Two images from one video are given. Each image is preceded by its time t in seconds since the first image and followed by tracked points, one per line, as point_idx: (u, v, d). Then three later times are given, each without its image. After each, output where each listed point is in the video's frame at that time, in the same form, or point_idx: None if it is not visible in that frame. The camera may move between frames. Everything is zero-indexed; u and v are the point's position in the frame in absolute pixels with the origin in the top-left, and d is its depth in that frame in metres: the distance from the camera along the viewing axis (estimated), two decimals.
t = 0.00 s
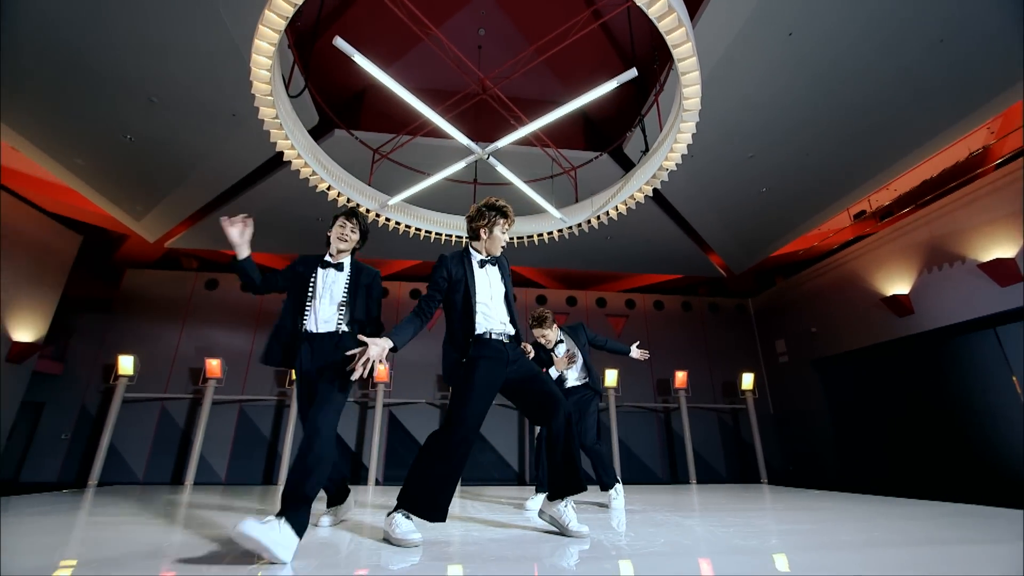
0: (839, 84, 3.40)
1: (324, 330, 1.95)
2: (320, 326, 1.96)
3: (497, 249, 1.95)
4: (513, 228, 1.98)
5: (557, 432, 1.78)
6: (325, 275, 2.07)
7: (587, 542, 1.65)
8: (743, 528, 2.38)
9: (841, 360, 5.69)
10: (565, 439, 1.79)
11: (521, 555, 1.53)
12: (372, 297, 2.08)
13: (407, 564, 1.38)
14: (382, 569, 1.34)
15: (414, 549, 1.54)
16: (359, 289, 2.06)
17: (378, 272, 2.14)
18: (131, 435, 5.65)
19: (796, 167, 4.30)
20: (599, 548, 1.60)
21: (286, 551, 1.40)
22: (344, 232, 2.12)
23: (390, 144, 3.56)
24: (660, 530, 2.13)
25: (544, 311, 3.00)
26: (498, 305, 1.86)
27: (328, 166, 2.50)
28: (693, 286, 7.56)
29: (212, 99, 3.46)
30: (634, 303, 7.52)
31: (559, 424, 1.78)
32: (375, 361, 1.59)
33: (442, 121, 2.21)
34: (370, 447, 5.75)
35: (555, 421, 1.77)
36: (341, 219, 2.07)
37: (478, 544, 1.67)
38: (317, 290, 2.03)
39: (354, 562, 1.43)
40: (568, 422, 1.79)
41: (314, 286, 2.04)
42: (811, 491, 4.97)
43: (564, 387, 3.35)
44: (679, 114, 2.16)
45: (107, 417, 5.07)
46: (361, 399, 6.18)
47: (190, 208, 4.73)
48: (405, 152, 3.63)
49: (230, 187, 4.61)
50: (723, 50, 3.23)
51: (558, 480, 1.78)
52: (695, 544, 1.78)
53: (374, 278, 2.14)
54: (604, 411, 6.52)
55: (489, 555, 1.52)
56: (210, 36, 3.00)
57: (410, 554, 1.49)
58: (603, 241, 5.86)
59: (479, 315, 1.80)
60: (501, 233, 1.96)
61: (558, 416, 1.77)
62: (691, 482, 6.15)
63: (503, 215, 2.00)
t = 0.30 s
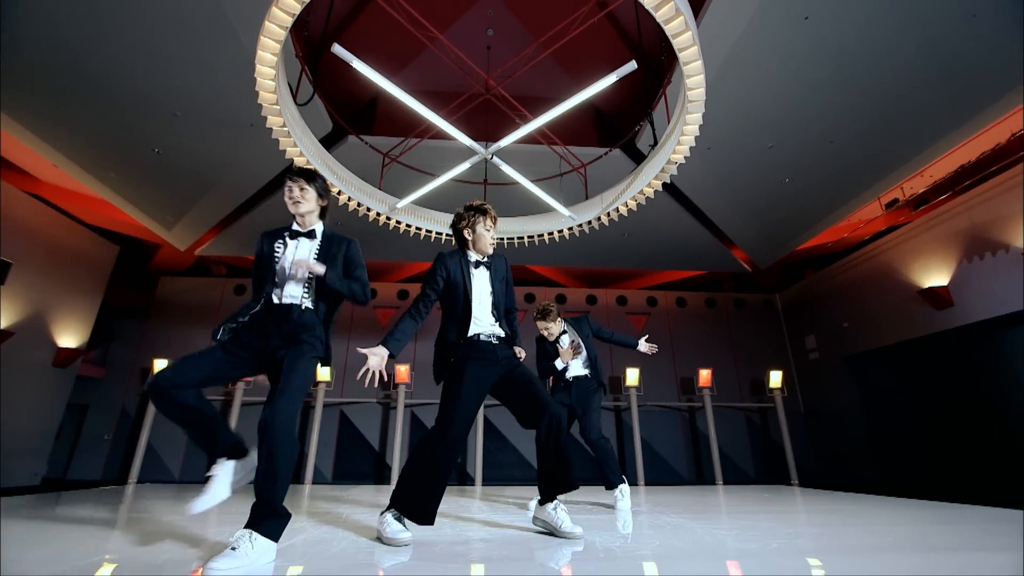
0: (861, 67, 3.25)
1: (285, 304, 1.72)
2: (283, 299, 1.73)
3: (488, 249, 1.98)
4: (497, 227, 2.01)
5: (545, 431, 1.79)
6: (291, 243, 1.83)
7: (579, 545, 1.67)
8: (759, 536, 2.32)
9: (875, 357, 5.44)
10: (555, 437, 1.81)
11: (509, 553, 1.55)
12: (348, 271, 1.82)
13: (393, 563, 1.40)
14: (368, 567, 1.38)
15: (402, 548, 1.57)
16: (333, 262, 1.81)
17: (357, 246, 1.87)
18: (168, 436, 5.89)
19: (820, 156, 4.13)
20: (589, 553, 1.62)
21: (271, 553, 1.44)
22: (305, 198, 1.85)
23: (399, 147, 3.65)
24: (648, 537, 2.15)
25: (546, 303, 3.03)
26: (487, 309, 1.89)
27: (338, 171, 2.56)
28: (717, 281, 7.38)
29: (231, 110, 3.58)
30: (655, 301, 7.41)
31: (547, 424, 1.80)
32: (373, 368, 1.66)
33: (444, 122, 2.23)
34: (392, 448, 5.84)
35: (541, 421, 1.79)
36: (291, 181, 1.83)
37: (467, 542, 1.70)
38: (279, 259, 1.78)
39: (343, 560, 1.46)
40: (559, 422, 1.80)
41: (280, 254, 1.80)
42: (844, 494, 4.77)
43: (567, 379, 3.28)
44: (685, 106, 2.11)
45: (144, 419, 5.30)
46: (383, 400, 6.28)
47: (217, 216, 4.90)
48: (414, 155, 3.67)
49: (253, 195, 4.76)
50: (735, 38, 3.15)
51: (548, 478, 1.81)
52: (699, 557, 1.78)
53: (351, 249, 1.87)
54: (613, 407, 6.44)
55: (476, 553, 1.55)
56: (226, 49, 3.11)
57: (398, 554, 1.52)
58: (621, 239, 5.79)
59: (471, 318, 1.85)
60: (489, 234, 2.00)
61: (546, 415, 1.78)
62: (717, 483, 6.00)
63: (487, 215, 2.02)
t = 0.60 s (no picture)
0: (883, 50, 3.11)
1: (238, 287, 1.78)
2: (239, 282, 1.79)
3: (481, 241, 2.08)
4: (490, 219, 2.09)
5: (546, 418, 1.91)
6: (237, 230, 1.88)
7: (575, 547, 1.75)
8: (775, 540, 2.25)
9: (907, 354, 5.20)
10: (554, 433, 1.93)
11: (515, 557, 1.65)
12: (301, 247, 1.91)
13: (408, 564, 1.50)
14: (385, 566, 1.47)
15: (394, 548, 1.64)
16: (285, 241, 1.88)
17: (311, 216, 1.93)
18: (199, 435, 6.12)
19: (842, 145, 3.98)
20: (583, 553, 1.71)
21: (254, 549, 1.54)
22: (246, 183, 1.89)
23: (406, 151, 3.66)
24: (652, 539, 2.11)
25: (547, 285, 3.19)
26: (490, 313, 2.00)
27: (347, 177, 2.62)
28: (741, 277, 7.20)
29: (248, 118, 3.69)
30: (676, 298, 7.29)
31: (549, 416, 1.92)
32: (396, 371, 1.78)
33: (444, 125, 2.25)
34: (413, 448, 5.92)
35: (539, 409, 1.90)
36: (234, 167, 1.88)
37: (470, 547, 1.78)
38: (228, 244, 1.84)
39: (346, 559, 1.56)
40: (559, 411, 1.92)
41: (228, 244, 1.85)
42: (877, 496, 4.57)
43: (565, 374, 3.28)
44: (687, 98, 2.05)
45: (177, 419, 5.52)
46: (403, 401, 6.37)
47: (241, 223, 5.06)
48: (422, 157, 3.70)
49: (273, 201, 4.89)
50: (746, 26, 3.06)
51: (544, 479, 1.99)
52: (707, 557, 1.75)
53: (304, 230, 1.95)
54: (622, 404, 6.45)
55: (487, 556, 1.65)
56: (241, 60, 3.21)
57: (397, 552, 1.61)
58: (638, 236, 5.71)
59: (466, 314, 1.95)
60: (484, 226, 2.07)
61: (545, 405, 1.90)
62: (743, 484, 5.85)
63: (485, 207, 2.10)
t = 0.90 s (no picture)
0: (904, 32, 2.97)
1: (207, 289, 1.81)
2: (209, 284, 1.82)
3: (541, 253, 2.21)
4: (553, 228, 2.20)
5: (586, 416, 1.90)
6: (211, 230, 1.92)
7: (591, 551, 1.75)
8: (791, 542, 2.18)
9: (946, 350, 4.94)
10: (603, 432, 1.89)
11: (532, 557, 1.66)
12: (270, 246, 1.92)
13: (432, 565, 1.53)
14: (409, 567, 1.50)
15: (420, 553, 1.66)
16: (252, 240, 1.89)
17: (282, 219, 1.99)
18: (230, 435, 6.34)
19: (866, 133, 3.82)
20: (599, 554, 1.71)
21: (240, 545, 1.58)
22: (225, 178, 1.94)
23: (413, 154, 3.66)
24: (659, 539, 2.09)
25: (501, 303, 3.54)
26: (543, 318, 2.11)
27: (354, 182, 2.67)
28: (766, 272, 6.99)
29: (264, 127, 3.81)
30: (697, 295, 7.13)
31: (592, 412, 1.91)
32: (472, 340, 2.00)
33: (444, 129, 2.27)
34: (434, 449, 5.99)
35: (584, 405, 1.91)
36: (215, 161, 1.94)
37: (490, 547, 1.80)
38: (201, 246, 1.88)
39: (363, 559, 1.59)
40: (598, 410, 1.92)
41: (200, 245, 1.89)
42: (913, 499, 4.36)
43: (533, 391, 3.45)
44: (687, 91, 2.01)
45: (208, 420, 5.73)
46: (424, 401, 6.46)
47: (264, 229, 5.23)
48: (429, 161, 3.70)
49: (293, 207, 5.03)
50: (756, 14, 2.97)
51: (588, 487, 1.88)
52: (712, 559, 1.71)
53: (274, 226, 1.96)
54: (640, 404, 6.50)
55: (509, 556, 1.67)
56: (254, 71, 3.31)
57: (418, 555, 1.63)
58: (655, 232, 5.63)
59: (535, 322, 2.11)
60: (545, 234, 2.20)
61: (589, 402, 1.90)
62: (770, 485, 5.68)
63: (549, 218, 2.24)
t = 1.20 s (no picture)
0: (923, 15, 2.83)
1: (209, 297, 1.94)
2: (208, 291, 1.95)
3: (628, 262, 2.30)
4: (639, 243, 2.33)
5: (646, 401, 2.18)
6: (207, 235, 2.03)
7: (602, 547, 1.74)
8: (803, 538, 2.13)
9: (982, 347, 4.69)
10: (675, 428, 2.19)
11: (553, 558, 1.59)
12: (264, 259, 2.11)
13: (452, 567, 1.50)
14: (429, 568, 1.48)
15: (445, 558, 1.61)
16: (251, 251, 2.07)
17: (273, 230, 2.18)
18: (256, 435, 6.53)
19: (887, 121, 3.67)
20: (609, 552, 1.69)
21: (227, 537, 1.69)
22: (230, 184, 2.06)
23: (422, 157, 3.73)
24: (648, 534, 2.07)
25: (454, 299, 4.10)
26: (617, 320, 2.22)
27: (361, 186, 2.72)
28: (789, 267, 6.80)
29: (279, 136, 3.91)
30: (717, 292, 7.00)
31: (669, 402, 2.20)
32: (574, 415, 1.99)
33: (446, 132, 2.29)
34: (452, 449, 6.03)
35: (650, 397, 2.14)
36: (223, 166, 2.06)
37: (499, 548, 1.76)
38: (198, 254, 1.98)
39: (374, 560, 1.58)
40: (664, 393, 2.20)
41: (195, 251, 1.98)
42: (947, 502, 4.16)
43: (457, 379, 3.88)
44: (688, 85, 1.97)
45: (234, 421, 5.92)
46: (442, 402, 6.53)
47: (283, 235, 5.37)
48: (436, 163, 3.76)
49: (310, 213, 5.15)
50: (764, 3, 2.88)
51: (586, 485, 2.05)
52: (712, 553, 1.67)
53: (268, 240, 2.15)
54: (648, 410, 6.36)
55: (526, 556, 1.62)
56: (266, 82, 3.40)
57: (435, 558, 1.60)
58: (671, 229, 5.54)
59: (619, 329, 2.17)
60: (633, 246, 2.27)
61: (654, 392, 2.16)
62: (795, 487, 5.52)
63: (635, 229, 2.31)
